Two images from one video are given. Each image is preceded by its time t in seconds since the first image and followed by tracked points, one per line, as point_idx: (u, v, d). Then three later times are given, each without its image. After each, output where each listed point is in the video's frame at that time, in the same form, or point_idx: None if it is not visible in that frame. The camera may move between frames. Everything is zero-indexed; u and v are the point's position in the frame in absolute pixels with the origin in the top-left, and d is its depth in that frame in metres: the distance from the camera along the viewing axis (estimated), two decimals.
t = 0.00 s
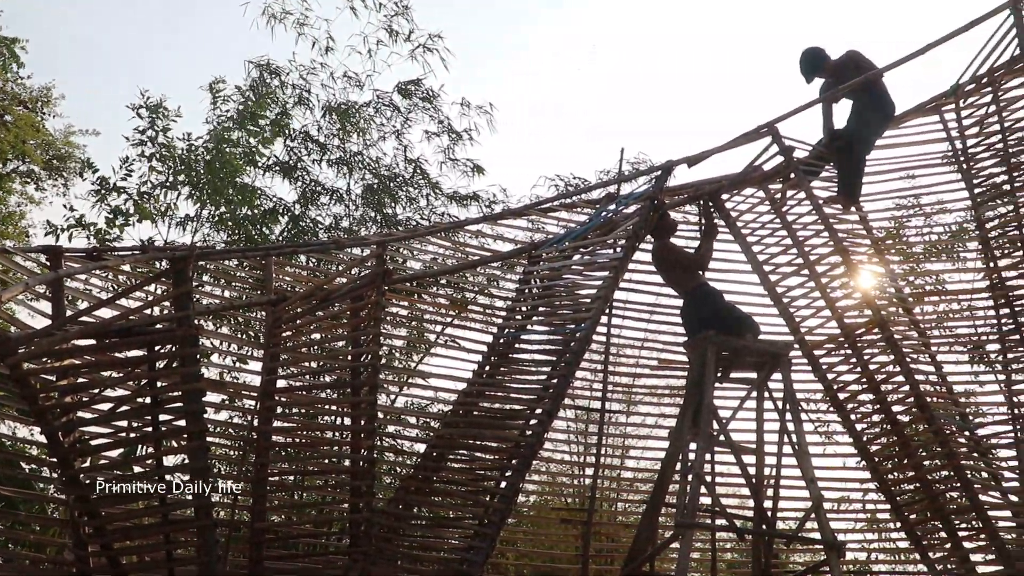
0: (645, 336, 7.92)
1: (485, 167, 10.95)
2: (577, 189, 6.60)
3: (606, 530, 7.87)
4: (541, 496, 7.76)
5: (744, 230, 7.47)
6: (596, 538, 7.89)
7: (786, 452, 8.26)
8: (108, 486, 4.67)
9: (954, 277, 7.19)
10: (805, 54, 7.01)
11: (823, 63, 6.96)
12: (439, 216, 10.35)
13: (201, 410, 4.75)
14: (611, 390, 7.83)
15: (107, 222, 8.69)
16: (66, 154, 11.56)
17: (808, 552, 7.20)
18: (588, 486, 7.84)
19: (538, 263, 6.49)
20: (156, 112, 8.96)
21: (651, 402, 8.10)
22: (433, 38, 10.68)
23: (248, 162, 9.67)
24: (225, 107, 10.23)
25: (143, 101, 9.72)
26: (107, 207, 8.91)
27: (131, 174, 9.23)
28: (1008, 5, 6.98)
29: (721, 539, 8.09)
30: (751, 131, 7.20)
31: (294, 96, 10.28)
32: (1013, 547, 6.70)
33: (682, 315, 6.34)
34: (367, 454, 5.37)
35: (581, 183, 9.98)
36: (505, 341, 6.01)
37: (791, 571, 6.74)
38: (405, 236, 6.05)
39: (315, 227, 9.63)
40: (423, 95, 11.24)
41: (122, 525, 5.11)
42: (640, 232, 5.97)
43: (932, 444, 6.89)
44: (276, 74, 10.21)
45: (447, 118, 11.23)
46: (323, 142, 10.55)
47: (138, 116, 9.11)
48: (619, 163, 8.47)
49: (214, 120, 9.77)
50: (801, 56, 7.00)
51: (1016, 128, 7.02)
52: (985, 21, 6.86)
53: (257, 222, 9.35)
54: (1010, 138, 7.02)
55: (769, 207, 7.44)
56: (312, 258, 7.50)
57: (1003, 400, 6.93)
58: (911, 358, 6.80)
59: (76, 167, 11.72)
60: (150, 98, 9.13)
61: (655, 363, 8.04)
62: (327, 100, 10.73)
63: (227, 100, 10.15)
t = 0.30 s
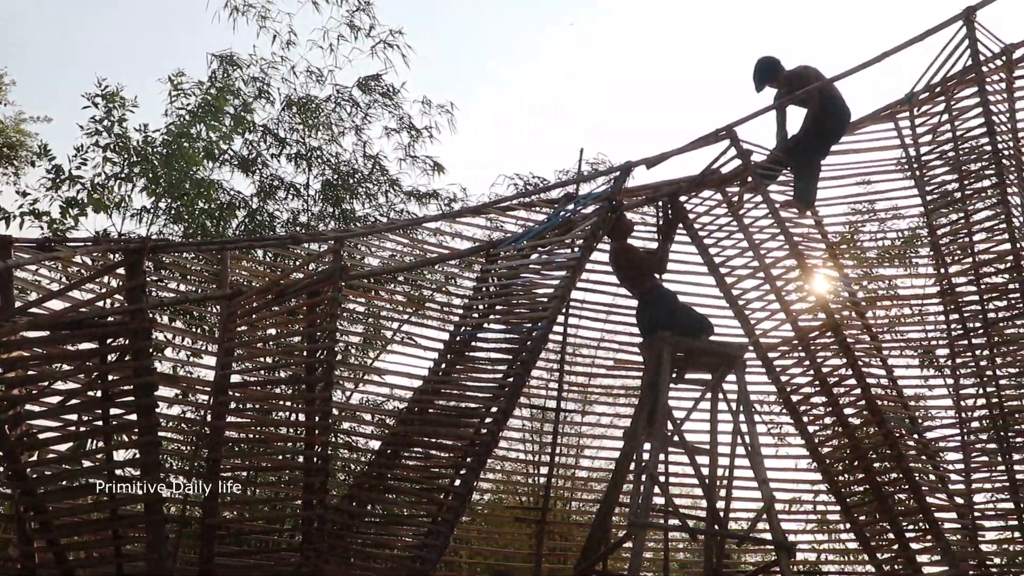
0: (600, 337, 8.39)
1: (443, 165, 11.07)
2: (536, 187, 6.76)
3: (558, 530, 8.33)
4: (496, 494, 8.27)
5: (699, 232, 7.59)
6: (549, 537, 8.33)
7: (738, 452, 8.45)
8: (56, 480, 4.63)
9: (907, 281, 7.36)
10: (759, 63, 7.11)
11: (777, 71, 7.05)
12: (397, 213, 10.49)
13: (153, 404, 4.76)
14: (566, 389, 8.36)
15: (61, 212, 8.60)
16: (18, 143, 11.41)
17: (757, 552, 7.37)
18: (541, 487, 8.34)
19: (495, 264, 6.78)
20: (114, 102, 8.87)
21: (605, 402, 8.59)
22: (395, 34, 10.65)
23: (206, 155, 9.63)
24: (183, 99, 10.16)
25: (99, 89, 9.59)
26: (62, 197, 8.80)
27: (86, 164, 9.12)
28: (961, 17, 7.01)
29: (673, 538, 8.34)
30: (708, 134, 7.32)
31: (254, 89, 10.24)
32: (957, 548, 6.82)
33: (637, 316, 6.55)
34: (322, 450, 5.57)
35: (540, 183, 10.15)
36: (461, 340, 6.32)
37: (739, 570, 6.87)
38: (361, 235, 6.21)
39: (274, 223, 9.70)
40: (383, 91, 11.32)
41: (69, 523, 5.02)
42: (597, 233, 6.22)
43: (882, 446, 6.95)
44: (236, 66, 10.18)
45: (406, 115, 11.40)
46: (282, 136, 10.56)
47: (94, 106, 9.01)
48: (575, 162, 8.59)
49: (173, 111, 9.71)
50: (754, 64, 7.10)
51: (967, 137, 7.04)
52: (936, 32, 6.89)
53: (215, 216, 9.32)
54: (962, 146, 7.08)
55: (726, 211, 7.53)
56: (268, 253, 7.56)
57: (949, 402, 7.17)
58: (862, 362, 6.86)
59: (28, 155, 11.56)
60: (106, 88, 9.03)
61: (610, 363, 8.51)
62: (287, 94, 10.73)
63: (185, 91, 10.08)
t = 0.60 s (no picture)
0: (560, 337, 8.79)
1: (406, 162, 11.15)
2: (497, 185, 6.91)
3: (516, 528, 8.65)
4: (455, 492, 8.65)
5: (660, 233, 7.67)
6: (506, 536, 8.64)
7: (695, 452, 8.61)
8: (6, 475, 4.58)
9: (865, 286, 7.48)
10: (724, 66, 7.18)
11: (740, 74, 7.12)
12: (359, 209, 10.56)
13: (107, 398, 4.74)
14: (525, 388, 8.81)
15: (17, 201, 8.48)
16: None
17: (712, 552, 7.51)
18: (498, 486, 8.71)
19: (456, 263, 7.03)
20: (76, 90, 8.77)
21: (565, 401, 9.01)
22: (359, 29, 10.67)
23: (167, 147, 9.57)
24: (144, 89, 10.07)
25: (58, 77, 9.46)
26: (18, 186, 8.68)
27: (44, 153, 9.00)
28: (920, 25, 7.07)
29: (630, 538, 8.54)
30: (670, 136, 7.38)
31: (216, 81, 10.18)
32: (909, 549, 6.98)
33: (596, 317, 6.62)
34: (278, 446, 5.70)
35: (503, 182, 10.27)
36: (419, 338, 6.55)
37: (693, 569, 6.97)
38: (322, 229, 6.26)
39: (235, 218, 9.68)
40: (346, 86, 11.35)
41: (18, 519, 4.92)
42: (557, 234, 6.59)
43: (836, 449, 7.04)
44: (198, 58, 10.11)
45: (369, 111, 11.42)
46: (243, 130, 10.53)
47: (55, 94, 8.90)
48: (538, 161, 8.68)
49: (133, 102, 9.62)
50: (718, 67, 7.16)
51: (924, 144, 7.11)
52: (895, 41, 6.95)
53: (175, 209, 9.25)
54: (918, 154, 7.12)
55: (687, 212, 7.61)
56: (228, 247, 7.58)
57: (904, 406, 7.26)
58: (820, 364, 6.97)
59: None
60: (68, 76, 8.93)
61: (571, 363, 8.92)
62: (249, 88, 10.70)
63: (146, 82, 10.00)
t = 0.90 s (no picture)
0: (518, 336, 8.90)
1: (366, 158, 11.12)
2: (458, 184, 6.92)
3: (472, 527, 8.68)
4: (413, 490, 8.65)
5: (620, 234, 7.71)
6: (463, 535, 8.66)
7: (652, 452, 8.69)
8: None
9: (822, 291, 7.59)
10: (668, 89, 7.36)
11: (686, 92, 7.31)
12: (319, 205, 10.53)
13: (59, 392, 4.70)
14: (484, 385, 8.87)
15: None
16: None
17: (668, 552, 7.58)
18: (456, 484, 8.71)
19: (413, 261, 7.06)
20: (33, 78, 8.62)
21: (523, 400, 9.04)
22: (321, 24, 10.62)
23: (125, 139, 9.44)
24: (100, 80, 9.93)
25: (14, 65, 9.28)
26: None
27: None
28: (877, 33, 7.18)
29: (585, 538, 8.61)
30: (631, 137, 7.42)
31: (176, 74, 10.08)
32: (860, 550, 7.00)
33: (553, 317, 6.63)
34: (234, 442, 5.71)
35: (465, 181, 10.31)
36: (380, 333, 6.54)
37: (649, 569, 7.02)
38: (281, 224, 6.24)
39: (194, 212, 9.58)
40: (307, 81, 11.29)
41: None
42: (517, 233, 6.62)
43: (792, 450, 7.10)
44: (157, 49, 10.00)
45: (331, 106, 11.36)
46: (202, 123, 10.43)
47: (10, 81, 8.73)
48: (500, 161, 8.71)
49: (90, 92, 9.48)
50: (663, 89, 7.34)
51: (880, 149, 7.15)
52: (852, 48, 7.05)
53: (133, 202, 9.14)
54: (875, 160, 7.19)
55: (648, 214, 7.66)
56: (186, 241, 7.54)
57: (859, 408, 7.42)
58: (776, 367, 7.07)
59: None
60: (24, 63, 8.77)
61: (530, 362, 8.96)
62: (208, 81, 10.59)
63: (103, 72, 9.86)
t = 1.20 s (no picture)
0: (481, 335, 8.96)
1: (331, 154, 11.06)
2: (422, 180, 6.91)
3: (432, 525, 8.69)
4: (373, 487, 8.63)
5: (584, 234, 7.75)
6: (423, 533, 8.67)
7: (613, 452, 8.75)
8: None
9: (783, 293, 7.67)
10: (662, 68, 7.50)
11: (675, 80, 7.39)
12: (282, 200, 10.45)
13: (14, 386, 5.06)
14: (447, 383, 8.89)
15: None
16: None
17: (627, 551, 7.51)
18: (417, 482, 8.70)
19: (378, 259, 7.00)
20: None
21: (485, 399, 9.07)
22: (287, 18, 10.55)
23: (85, 129, 9.31)
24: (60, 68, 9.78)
25: None
26: None
27: None
28: (841, 39, 7.27)
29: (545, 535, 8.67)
30: (597, 137, 7.46)
31: (138, 64, 9.95)
32: (817, 551, 7.09)
33: (516, 316, 6.64)
34: (193, 438, 5.62)
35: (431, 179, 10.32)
36: (342, 330, 6.60)
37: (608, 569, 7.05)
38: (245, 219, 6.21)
39: (154, 205, 9.47)
40: (271, 76, 11.21)
41: None
42: (479, 232, 6.69)
43: (751, 451, 7.15)
44: (118, 38, 9.87)
45: (295, 101, 11.28)
46: (164, 115, 10.31)
47: None
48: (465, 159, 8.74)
49: (49, 80, 9.33)
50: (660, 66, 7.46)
51: (843, 154, 7.23)
52: (817, 53, 7.14)
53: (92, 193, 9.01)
54: (839, 164, 7.32)
55: (612, 214, 7.70)
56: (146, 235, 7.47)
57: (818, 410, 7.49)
58: (737, 368, 7.19)
59: None
60: None
61: (492, 361, 9.02)
62: (171, 72, 10.48)
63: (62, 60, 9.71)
